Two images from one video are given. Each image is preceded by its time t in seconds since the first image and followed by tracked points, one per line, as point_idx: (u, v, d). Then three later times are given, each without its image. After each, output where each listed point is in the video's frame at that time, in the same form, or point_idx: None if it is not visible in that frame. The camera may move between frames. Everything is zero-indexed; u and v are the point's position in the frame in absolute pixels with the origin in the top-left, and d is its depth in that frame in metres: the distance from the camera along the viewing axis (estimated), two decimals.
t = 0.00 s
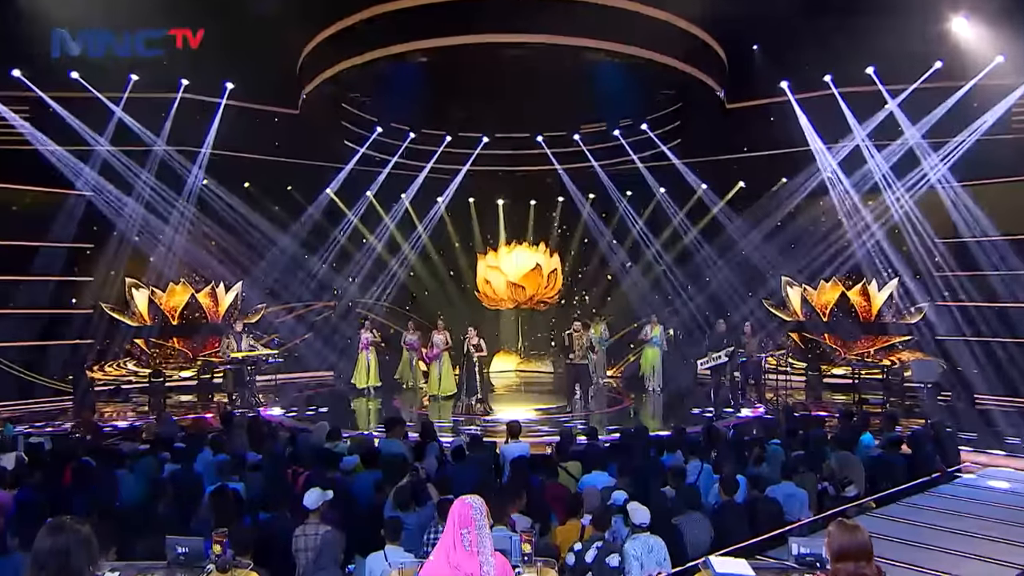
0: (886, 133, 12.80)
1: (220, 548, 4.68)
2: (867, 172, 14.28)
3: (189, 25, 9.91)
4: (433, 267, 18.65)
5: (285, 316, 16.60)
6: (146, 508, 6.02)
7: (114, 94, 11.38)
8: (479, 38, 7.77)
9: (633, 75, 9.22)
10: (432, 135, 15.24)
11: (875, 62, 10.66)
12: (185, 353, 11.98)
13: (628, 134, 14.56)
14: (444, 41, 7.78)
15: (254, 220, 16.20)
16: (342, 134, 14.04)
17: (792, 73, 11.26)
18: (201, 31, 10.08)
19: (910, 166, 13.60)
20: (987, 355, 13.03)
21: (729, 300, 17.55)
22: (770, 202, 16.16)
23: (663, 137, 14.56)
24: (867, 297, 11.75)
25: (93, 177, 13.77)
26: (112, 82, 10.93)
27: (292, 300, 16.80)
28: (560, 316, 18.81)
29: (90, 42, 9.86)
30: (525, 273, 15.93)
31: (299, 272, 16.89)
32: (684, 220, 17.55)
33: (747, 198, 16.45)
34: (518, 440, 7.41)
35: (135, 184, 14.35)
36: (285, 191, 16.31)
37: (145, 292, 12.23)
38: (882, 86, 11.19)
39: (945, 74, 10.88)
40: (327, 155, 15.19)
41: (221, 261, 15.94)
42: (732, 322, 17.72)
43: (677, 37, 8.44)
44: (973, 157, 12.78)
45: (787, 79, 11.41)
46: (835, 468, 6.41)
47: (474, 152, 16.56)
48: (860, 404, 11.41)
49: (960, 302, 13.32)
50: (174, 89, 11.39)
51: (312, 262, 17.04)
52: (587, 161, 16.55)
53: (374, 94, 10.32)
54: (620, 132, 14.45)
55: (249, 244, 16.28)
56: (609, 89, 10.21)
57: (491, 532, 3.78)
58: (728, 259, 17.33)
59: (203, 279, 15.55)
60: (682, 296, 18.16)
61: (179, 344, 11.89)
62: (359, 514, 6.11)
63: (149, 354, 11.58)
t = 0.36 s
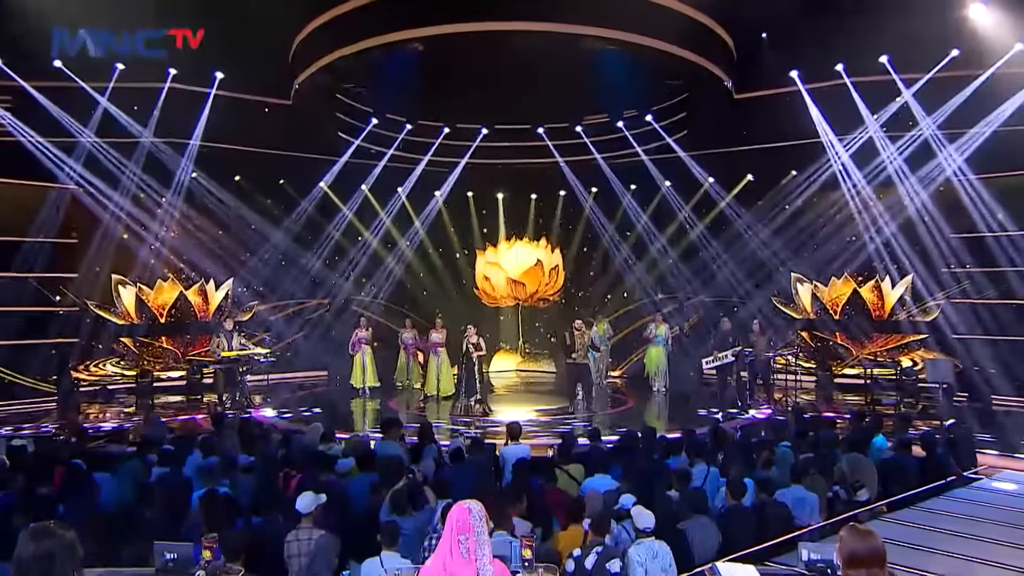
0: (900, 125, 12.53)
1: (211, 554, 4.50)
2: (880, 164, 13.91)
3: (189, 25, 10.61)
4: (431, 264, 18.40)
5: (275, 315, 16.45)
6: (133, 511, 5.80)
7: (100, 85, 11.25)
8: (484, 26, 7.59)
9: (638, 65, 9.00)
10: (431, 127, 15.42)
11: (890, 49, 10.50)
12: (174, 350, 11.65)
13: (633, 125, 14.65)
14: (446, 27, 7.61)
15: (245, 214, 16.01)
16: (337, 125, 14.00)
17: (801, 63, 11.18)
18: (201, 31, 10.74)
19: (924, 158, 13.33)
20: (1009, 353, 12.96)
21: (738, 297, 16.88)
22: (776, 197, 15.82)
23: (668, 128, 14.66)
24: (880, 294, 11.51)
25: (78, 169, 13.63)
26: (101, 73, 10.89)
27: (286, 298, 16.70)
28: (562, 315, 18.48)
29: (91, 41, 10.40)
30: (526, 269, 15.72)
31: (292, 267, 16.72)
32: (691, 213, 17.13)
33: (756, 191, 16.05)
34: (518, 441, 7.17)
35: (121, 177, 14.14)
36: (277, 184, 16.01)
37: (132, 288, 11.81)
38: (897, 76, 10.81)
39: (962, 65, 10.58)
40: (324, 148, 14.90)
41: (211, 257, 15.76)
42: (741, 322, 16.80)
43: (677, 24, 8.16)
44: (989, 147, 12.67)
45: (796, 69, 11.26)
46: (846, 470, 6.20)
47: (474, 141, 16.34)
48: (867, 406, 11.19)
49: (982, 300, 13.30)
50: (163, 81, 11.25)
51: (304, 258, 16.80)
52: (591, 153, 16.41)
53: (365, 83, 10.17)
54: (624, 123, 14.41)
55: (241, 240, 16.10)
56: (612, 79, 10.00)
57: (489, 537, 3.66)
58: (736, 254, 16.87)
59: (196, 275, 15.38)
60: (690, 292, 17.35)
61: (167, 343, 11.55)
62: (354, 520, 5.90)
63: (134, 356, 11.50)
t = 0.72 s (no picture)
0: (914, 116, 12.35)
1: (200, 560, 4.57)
2: (892, 156, 13.69)
3: (189, 24, 10.17)
4: (430, 263, 18.20)
5: (269, 313, 16.34)
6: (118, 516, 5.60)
7: (85, 74, 10.83)
8: (484, 14, 7.42)
9: (642, 54, 8.78)
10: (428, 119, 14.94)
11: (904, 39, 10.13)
12: (162, 350, 11.79)
13: (637, 116, 14.47)
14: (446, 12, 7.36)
15: (236, 208, 15.83)
16: (331, 119, 13.70)
17: (814, 51, 10.78)
18: (201, 32, 10.34)
19: (939, 150, 13.14)
20: None
21: (745, 294, 16.40)
22: (788, 186, 15.30)
23: (674, 120, 14.44)
24: (892, 291, 11.80)
25: (62, 163, 13.31)
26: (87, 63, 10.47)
27: (281, 295, 16.52)
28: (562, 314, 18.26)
29: (90, 41, 9.98)
30: (526, 266, 15.54)
31: (287, 263, 16.57)
32: (696, 208, 16.73)
33: (766, 182, 15.55)
34: (518, 443, 6.93)
35: (108, 170, 13.79)
36: (269, 178, 15.82)
37: (118, 287, 11.95)
38: (911, 64, 10.40)
39: (979, 53, 10.18)
40: (317, 143, 14.54)
41: (202, 254, 15.55)
42: (746, 321, 16.33)
43: (679, 9, 7.92)
44: (1008, 138, 12.47)
45: (806, 57, 10.84)
46: (858, 474, 6.00)
47: (472, 135, 15.97)
48: (874, 408, 10.95)
49: (998, 298, 13.10)
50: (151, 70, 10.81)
51: (298, 253, 16.68)
52: (593, 146, 16.06)
53: (360, 73, 9.97)
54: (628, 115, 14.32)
55: (234, 237, 15.90)
56: (616, 68, 9.77)
57: (487, 543, 3.59)
58: (744, 250, 16.34)
59: (177, 271, 15.17)
60: (696, 289, 16.90)
61: (155, 342, 11.74)
62: (349, 525, 5.69)
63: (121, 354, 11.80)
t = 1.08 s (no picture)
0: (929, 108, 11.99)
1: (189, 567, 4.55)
2: (907, 150, 13.36)
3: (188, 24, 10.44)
4: (423, 253, 17.69)
5: (263, 309, 16.09)
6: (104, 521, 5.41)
7: (68, 64, 10.72)
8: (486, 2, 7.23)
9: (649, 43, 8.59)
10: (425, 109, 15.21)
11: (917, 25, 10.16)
12: (150, 351, 11.87)
13: (642, 107, 14.45)
14: (444, 1, 7.18)
15: (221, 199, 15.41)
16: (319, 98, 13.40)
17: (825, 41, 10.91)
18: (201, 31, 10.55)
19: (955, 142, 12.81)
20: None
21: (752, 291, 16.40)
22: (797, 179, 15.13)
23: (680, 111, 14.40)
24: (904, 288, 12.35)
25: (46, 156, 13.24)
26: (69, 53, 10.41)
27: (274, 292, 16.26)
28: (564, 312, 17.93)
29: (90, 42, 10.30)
30: (526, 262, 15.34)
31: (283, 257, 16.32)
32: (702, 203, 16.67)
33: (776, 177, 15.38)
34: (518, 446, 6.74)
35: (93, 165, 13.55)
36: (263, 173, 15.61)
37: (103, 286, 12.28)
38: (927, 53, 10.41)
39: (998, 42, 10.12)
40: (309, 134, 14.28)
41: (191, 251, 15.29)
42: (754, 321, 16.17)
43: None
44: None
45: (817, 47, 10.93)
46: (869, 478, 5.82)
47: (471, 127, 15.97)
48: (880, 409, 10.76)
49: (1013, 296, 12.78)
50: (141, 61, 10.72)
51: (291, 250, 16.39)
52: (597, 139, 16.05)
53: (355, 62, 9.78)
54: (632, 106, 14.33)
55: (223, 232, 15.61)
56: (620, 58, 9.57)
57: (483, 549, 3.68)
58: (751, 247, 16.32)
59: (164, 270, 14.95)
60: (706, 285, 16.97)
61: (143, 342, 11.84)
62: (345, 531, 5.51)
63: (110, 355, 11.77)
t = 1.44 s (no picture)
0: (945, 99, 11.80)
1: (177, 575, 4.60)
2: (922, 141, 13.13)
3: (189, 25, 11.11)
4: (422, 252, 17.79)
5: (253, 308, 15.51)
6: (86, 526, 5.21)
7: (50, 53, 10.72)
8: None
9: (653, 32, 8.39)
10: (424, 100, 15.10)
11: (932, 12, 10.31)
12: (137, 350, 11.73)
13: (648, 99, 14.52)
14: None
15: (211, 194, 15.53)
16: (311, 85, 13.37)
17: (835, 28, 10.98)
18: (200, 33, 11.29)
19: (971, 134, 12.64)
20: None
21: (758, 287, 16.19)
22: (808, 176, 15.07)
23: (686, 103, 14.42)
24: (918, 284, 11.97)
25: (28, 148, 12.94)
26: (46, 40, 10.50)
27: (265, 289, 16.06)
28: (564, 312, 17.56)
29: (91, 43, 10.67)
30: (526, 258, 15.16)
31: (273, 260, 16.24)
32: (709, 197, 16.48)
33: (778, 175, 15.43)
34: (518, 449, 6.53)
35: (76, 157, 13.37)
36: (253, 166, 15.56)
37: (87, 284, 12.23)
38: (942, 42, 10.46)
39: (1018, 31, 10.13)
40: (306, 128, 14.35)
41: (171, 243, 15.20)
42: (759, 317, 15.98)
43: None
44: None
45: (829, 35, 11.04)
46: (881, 481, 5.61)
47: (470, 118, 15.83)
48: (887, 410, 10.54)
49: None
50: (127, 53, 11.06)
51: (286, 247, 16.38)
52: (599, 131, 15.89)
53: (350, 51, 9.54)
54: (637, 96, 14.22)
55: (213, 225, 15.67)
56: (624, 46, 9.36)
57: (484, 555, 3.50)
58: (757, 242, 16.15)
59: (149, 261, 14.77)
60: (712, 282, 16.57)
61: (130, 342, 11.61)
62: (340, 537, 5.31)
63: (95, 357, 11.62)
